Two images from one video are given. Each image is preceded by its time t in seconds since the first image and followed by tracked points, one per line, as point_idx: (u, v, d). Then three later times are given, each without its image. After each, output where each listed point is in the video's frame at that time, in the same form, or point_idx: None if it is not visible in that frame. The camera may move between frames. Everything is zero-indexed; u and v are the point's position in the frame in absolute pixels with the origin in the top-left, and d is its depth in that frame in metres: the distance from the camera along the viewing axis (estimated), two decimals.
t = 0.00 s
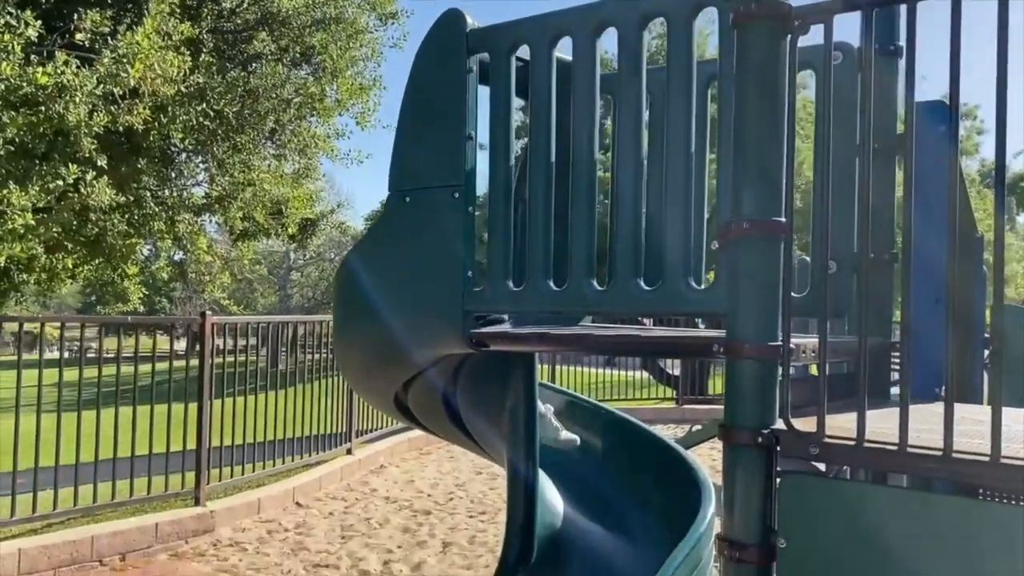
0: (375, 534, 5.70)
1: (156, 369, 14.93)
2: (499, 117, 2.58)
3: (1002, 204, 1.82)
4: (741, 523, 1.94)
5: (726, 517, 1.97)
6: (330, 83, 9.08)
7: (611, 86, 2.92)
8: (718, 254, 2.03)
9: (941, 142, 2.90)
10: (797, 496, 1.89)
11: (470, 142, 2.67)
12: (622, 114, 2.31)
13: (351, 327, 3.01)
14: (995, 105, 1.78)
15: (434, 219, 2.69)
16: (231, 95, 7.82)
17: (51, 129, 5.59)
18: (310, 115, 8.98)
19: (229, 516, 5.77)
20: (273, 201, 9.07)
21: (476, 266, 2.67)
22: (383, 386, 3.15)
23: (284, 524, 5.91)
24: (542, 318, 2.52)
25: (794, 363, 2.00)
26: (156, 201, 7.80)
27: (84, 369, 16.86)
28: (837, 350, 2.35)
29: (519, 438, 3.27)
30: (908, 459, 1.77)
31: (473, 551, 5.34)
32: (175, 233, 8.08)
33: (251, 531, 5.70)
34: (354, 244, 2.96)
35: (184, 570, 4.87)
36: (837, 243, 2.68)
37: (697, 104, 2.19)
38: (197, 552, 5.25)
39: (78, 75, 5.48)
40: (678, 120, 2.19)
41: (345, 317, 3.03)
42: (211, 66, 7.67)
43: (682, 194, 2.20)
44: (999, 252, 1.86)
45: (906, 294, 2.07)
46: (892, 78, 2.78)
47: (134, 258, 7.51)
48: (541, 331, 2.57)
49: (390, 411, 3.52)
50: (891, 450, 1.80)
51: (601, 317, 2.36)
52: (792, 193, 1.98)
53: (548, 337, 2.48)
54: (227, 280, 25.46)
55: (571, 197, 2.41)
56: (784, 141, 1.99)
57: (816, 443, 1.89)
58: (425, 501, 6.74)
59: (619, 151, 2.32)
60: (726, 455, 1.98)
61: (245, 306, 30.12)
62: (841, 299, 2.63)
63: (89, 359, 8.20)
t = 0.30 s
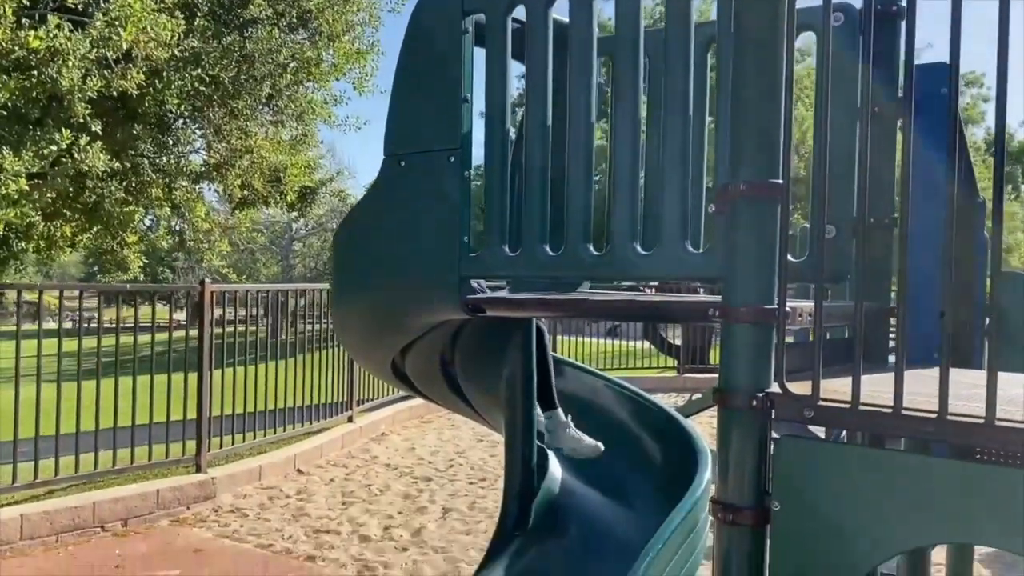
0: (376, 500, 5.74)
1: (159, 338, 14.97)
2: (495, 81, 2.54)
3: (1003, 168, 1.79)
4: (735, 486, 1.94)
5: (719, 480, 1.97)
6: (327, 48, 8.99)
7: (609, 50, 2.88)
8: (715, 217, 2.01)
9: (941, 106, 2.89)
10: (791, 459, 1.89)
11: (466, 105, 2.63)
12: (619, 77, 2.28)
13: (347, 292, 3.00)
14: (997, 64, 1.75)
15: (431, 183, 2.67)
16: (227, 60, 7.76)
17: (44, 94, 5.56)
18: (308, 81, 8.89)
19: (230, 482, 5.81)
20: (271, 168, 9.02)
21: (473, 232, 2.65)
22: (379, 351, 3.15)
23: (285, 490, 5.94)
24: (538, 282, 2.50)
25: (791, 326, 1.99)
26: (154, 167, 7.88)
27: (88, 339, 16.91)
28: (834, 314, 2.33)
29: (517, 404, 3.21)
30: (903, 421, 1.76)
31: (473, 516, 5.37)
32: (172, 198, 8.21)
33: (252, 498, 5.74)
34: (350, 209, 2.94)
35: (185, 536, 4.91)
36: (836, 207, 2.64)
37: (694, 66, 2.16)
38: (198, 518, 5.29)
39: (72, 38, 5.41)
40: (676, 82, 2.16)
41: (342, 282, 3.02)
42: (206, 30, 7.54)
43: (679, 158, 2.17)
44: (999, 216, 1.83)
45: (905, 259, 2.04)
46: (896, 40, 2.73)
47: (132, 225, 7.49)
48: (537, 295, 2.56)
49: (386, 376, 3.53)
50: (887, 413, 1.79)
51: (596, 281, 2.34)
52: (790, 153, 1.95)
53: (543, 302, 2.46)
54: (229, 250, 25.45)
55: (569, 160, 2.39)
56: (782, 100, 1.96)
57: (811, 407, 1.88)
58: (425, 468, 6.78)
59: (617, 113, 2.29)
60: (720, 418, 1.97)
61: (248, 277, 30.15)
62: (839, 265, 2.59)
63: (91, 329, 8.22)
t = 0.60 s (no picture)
0: (376, 469, 5.76)
1: (158, 309, 14.97)
2: (494, 45, 2.51)
3: (1011, 130, 1.76)
4: (734, 453, 1.93)
5: (718, 446, 1.96)
6: (324, 14, 8.90)
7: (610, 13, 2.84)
8: (716, 182, 1.98)
9: (946, 72, 2.88)
10: (794, 422, 1.87)
11: (465, 70, 2.60)
12: (620, 39, 2.24)
13: (345, 259, 2.98)
14: (1004, 20, 1.72)
15: (430, 148, 2.64)
16: (222, 26, 7.68)
17: (37, 59, 5.51)
18: (305, 48, 8.81)
19: (231, 451, 5.83)
20: (268, 136, 8.97)
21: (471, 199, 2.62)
22: (378, 317, 3.12)
23: (285, 460, 5.96)
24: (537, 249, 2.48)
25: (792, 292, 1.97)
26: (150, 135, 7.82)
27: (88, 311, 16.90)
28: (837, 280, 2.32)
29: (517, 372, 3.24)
30: (905, 386, 1.75)
31: (473, 485, 5.39)
32: (169, 168, 8.12)
33: (252, 467, 5.76)
34: (348, 176, 2.91)
35: (186, 504, 4.94)
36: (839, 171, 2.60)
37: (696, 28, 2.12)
38: (199, 486, 5.31)
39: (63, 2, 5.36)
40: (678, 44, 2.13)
41: (341, 250, 2.99)
42: None
43: (681, 122, 2.14)
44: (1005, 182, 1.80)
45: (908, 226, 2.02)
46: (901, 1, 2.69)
47: (129, 194, 7.45)
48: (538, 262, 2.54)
49: (385, 345, 3.52)
50: (888, 379, 1.77)
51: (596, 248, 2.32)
52: (793, 114, 1.92)
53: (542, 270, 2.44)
54: (228, 221, 25.38)
55: (568, 126, 2.35)
56: (786, 59, 1.92)
57: (812, 372, 1.87)
58: (426, 437, 6.80)
59: (617, 75, 2.25)
60: (719, 382, 1.96)
61: (248, 248, 30.08)
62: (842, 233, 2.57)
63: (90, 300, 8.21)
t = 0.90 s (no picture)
0: (375, 438, 5.73)
1: (156, 282, 14.92)
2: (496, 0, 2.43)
3: None
4: (744, 417, 1.90)
5: (728, 410, 1.93)
6: None
7: None
8: (726, 139, 1.92)
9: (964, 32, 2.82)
10: (801, 387, 1.82)
11: (466, 26, 2.53)
12: None
13: (344, 227, 2.94)
14: None
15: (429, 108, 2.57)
16: None
17: (25, 19, 5.41)
18: (300, 11, 8.69)
19: (229, 421, 5.81)
20: (264, 103, 8.87)
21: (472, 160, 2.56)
22: (379, 285, 3.12)
23: (285, 429, 5.94)
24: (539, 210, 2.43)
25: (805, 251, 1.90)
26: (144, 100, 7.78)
27: (85, 283, 16.84)
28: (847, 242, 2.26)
29: (517, 337, 3.29)
30: (921, 347, 1.69)
31: (473, 454, 5.37)
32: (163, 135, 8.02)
33: (252, 436, 5.74)
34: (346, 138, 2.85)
35: (185, 473, 4.92)
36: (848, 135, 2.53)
37: None
38: (198, 455, 5.29)
39: None
40: None
41: (340, 219, 2.95)
42: None
43: (689, 78, 2.08)
44: None
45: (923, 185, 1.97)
46: None
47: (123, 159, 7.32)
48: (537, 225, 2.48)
49: (385, 313, 3.50)
50: (903, 340, 1.72)
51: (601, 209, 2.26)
52: (807, 67, 1.85)
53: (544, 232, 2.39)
54: (225, 192, 25.24)
55: (572, 83, 2.28)
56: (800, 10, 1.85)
57: (824, 333, 1.81)
58: (425, 407, 6.77)
59: (623, 32, 2.18)
60: (728, 346, 1.92)
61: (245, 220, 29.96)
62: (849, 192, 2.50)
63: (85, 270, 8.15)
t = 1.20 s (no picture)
0: (372, 409, 5.68)
1: (149, 256, 14.79)
2: None
3: None
4: (758, 381, 1.83)
5: (742, 375, 1.86)
6: None
7: None
8: (742, 91, 1.84)
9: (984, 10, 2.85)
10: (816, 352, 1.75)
11: None
12: None
13: (340, 190, 2.84)
14: None
15: (429, 64, 2.47)
16: None
17: None
18: None
19: (224, 392, 5.75)
20: (256, 69, 8.75)
21: (472, 119, 2.46)
22: (377, 250, 3.04)
23: (280, 399, 5.88)
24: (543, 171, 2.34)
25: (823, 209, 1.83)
26: (132, 63, 7.68)
27: (75, 258, 16.71)
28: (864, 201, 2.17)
29: (518, 305, 3.21)
30: (946, 308, 1.62)
31: (471, 424, 5.32)
32: (153, 101, 7.90)
33: (247, 407, 5.67)
34: (341, 97, 2.76)
35: (180, 444, 4.85)
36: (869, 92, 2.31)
37: None
38: (193, 426, 5.23)
39: None
40: None
41: (336, 182, 2.85)
42: None
43: (701, 28, 1.99)
44: None
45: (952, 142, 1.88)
46: None
47: (111, 124, 7.19)
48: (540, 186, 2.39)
49: (382, 279, 3.42)
50: (927, 300, 1.65)
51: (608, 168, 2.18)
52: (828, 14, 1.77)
53: (547, 193, 2.30)
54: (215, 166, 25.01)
55: (579, 36, 2.19)
56: None
57: (844, 294, 1.74)
58: (422, 377, 6.72)
59: None
60: (743, 308, 1.85)
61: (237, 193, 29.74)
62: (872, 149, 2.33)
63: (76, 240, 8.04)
